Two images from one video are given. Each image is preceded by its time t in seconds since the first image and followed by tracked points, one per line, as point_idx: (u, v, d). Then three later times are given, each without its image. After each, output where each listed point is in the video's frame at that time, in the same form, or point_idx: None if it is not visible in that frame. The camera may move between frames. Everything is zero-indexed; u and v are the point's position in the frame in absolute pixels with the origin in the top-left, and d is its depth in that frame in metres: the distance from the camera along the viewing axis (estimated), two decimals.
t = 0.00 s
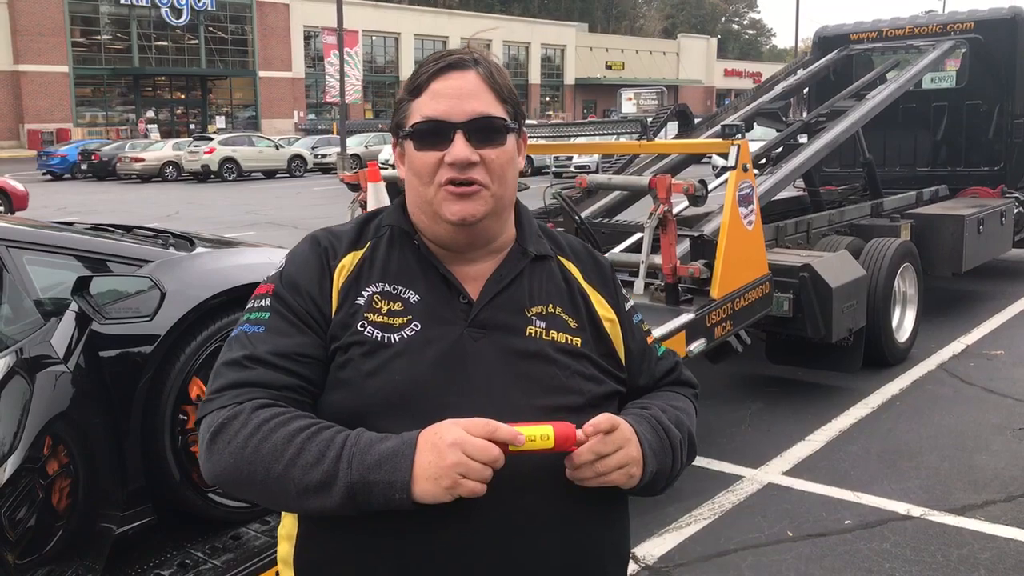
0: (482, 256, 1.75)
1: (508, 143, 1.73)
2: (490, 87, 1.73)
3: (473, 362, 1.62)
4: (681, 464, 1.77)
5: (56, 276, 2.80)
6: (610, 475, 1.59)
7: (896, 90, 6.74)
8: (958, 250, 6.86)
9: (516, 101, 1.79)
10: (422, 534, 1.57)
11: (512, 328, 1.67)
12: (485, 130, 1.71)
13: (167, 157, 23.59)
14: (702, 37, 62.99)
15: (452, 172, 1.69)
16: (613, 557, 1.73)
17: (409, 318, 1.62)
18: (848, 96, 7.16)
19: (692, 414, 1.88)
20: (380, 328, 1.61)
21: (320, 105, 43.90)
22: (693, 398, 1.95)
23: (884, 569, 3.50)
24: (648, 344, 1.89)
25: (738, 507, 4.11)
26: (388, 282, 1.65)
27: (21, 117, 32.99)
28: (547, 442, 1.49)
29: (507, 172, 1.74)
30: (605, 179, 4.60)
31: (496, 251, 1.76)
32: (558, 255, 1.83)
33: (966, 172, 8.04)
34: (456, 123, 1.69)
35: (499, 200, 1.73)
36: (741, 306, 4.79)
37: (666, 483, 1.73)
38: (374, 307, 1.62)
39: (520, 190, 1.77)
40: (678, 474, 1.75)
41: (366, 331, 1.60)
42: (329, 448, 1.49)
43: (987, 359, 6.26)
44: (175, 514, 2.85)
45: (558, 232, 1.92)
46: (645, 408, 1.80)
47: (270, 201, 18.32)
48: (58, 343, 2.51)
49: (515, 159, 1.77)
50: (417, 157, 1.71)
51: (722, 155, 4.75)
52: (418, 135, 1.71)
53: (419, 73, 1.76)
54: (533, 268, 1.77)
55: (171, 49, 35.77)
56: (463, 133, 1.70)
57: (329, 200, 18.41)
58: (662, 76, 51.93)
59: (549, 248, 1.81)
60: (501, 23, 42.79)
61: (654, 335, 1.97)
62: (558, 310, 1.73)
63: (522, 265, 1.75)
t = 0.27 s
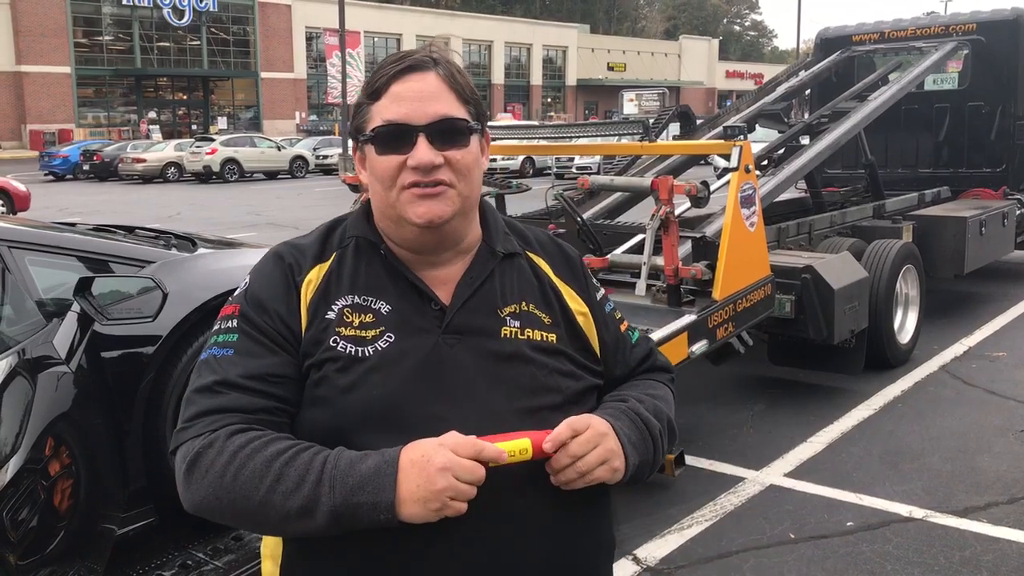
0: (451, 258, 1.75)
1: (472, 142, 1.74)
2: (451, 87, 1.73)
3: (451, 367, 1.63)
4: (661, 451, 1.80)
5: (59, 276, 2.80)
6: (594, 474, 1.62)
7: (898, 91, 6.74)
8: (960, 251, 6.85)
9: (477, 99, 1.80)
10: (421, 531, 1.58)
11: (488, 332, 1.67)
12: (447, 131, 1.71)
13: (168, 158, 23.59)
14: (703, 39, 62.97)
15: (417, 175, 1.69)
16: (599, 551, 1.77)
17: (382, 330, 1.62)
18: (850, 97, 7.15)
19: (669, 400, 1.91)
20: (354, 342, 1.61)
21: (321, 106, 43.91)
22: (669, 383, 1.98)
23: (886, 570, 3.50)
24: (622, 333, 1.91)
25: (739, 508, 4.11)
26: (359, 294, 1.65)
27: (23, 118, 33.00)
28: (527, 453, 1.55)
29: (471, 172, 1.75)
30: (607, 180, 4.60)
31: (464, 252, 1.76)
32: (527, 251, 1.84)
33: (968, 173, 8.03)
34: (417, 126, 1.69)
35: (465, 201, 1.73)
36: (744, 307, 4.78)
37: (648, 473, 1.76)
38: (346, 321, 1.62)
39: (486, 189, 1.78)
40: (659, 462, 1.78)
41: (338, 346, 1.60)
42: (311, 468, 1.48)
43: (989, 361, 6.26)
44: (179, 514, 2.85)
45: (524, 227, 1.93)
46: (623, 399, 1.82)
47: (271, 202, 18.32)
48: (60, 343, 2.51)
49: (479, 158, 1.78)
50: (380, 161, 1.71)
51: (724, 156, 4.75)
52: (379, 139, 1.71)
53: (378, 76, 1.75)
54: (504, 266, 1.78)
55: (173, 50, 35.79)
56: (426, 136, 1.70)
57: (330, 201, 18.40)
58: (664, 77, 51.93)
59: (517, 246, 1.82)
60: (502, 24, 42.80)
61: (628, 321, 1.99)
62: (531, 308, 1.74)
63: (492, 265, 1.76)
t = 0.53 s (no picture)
0: (437, 259, 1.74)
1: (451, 141, 1.73)
2: (425, 87, 1.73)
3: (442, 368, 1.63)
4: (656, 430, 1.80)
5: (60, 276, 2.79)
6: (590, 462, 1.61)
7: (900, 91, 6.73)
8: (961, 252, 6.85)
9: (451, 97, 1.79)
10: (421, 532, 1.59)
11: (476, 333, 1.67)
12: (425, 131, 1.70)
13: (169, 158, 23.60)
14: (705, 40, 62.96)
15: (400, 179, 1.68)
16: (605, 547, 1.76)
17: (369, 336, 1.62)
18: (852, 97, 7.15)
19: (662, 378, 1.90)
20: (342, 350, 1.61)
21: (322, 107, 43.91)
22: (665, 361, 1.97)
23: (888, 571, 3.49)
24: (614, 316, 1.89)
25: (741, 509, 4.11)
26: (345, 301, 1.65)
27: (25, 118, 33.00)
28: (519, 453, 1.55)
29: (453, 171, 1.74)
30: (608, 180, 4.60)
31: (450, 252, 1.75)
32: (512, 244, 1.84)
33: (969, 174, 8.03)
34: (395, 128, 1.68)
35: (448, 201, 1.72)
36: (745, 308, 4.77)
37: (645, 453, 1.76)
38: (333, 329, 1.62)
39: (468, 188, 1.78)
40: (654, 441, 1.79)
41: (326, 354, 1.61)
42: (301, 481, 1.48)
43: (990, 361, 6.25)
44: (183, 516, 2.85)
45: (507, 220, 1.92)
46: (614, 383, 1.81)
47: (272, 202, 18.31)
48: (62, 344, 2.51)
49: (459, 156, 1.77)
50: (360, 167, 1.69)
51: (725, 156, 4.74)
52: (358, 145, 1.69)
53: (350, 81, 1.74)
54: (490, 261, 1.77)
55: (175, 50, 35.79)
56: (405, 138, 1.69)
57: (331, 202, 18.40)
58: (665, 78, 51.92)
59: (502, 240, 1.81)
60: (503, 25, 42.80)
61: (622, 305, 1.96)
62: (517, 302, 1.74)
63: (477, 262, 1.76)
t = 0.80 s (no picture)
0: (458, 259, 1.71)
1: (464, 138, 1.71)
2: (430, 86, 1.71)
3: (447, 362, 1.62)
4: (666, 405, 1.73)
5: (61, 277, 2.80)
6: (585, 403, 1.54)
7: (900, 92, 6.73)
8: (962, 252, 6.84)
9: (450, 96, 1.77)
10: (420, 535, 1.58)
11: (485, 329, 1.66)
12: (444, 129, 1.67)
13: (170, 159, 23.61)
14: (705, 41, 62.98)
15: (431, 180, 1.64)
16: (622, 541, 1.72)
17: (377, 331, 1.61)
18: (852, 97, 7.15)
19: (678, 362, 1.84)
20: (350, 345, 1.61)
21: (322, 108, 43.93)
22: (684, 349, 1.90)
23: (888, 571, 3.49)
24: (628, 307, 1.85)
25: (741, 509, 4.10)
26: (354, 298, 1.64)
27: (26, 120, 33.03)
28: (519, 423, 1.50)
29: (470, 167, 1.71)
30: (608, 181, 4.60)
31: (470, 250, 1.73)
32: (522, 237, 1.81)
33: (970, 174, 8.03)
34: (418, 128, 1.65)
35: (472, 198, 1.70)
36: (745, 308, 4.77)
37: (654, 424, 1.69)
38: (341, 325, 1.62)
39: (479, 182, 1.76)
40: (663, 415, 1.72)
41: (334, 350, 1.61)
42: (293, 456, 1.48)
43: (991, 361, 6.25)
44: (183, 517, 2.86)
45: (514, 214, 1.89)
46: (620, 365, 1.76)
47: (273, 204, 18.33)
48: (63, 344, 2.51)
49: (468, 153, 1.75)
50: (386, 171, 1.64)
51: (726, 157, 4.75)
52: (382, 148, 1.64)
53: (355, 86, 1.69)
54: (501, 253, 1.75)
55: (175, 51, 35.84)
56: (428, 137, 1.65)
57: (332, 203, 18.41)
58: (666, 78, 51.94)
59: (513, 233, 1.79)
60: (504, 26, 42.82)
61: (638, 294, 1.92)
62: (527, 293, 1.72)
63: (486, 254, 1.72)
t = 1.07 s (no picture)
0: (487, 252, 1.74)
1: (489, 134, 1.72)
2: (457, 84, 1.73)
3: (486, 357, 1.65)
4: (703, 399, 1.69)
5: (60, 279, 2.80)
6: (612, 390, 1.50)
7: (899, 92, 6.73)
8: (961, 252, 6.85)
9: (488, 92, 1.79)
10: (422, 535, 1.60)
11: (519, 323, 1.68)
12: (462, 127, 1.70)
13: (169, 161, 23.62)
14: (705, 41, 63.00)
15: (442, 176, 1.68)
16: (644, 540, 1.67)
17: (415, 328, 1.66)
18: (851, 97, 7.15)
19: (719, 358, 1.79)
20: (389, 341, 1.66)
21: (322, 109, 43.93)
22: (725, 343, 1.84)
23: (886, 571, 3.49)
24: (666, 299, 1.81)
25: (741, 509, 4.11)
26: (392, 296, 1.69)
27: (25, 122, 33.04)
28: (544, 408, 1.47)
29: (495, 163, 1.72)
30: (607, 181, 4.60)
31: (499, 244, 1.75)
32: (560, 231, 1.82)
33: (969, 174, 8.03)
34: (433, 127, 1.69)
35: (492, 193, 1.71)
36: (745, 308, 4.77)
37: (689, 418, 1.65)
38: (380, 322, 1.67)
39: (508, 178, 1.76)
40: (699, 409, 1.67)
41: (374, 346, 1.66)
42: (294, 448, 1.55)
43: (991, 361, 6.25)
44: (182, 518, 2.87)
45: (559, 209, 1.90)
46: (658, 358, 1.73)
47: (272, 205, 18.33)
48: (62, 346, 2.51)
49: (499, 149, 1.76)
50: (403, 169, 1.70)
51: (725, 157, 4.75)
52: (398, 147, 1.70)
53: (387, 88, 1.76)
54: (535, 248, 1.76)
55: (175, 53, 35.87)
56: (444, 135, 1.69)
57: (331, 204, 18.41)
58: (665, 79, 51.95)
59: (550, 228, 1.80)
60: (503, 27, 42.83)
61: (678, 287, 1.88)
62: (562, 286, 1.72)
63: (520, 248, 1.75)
